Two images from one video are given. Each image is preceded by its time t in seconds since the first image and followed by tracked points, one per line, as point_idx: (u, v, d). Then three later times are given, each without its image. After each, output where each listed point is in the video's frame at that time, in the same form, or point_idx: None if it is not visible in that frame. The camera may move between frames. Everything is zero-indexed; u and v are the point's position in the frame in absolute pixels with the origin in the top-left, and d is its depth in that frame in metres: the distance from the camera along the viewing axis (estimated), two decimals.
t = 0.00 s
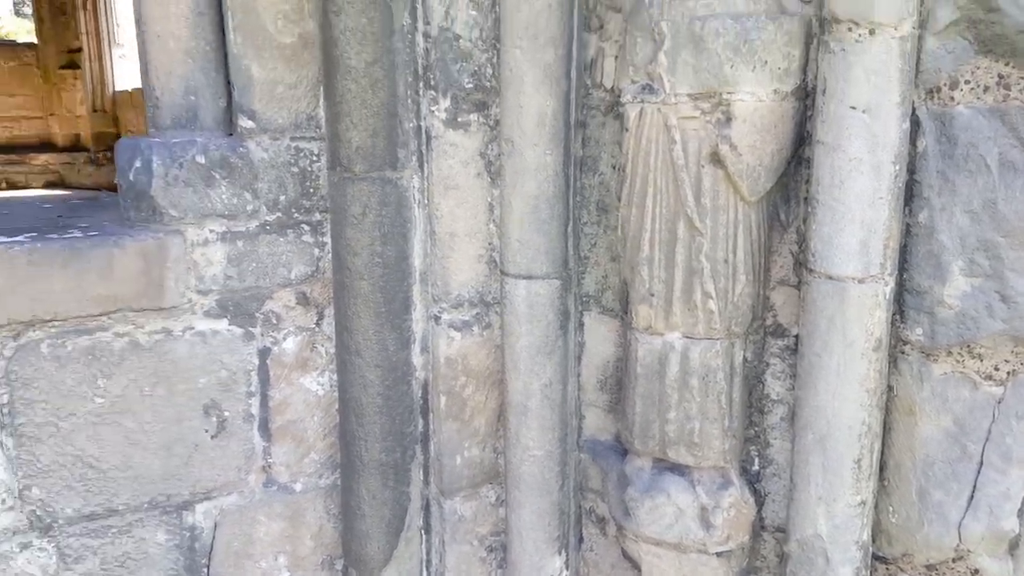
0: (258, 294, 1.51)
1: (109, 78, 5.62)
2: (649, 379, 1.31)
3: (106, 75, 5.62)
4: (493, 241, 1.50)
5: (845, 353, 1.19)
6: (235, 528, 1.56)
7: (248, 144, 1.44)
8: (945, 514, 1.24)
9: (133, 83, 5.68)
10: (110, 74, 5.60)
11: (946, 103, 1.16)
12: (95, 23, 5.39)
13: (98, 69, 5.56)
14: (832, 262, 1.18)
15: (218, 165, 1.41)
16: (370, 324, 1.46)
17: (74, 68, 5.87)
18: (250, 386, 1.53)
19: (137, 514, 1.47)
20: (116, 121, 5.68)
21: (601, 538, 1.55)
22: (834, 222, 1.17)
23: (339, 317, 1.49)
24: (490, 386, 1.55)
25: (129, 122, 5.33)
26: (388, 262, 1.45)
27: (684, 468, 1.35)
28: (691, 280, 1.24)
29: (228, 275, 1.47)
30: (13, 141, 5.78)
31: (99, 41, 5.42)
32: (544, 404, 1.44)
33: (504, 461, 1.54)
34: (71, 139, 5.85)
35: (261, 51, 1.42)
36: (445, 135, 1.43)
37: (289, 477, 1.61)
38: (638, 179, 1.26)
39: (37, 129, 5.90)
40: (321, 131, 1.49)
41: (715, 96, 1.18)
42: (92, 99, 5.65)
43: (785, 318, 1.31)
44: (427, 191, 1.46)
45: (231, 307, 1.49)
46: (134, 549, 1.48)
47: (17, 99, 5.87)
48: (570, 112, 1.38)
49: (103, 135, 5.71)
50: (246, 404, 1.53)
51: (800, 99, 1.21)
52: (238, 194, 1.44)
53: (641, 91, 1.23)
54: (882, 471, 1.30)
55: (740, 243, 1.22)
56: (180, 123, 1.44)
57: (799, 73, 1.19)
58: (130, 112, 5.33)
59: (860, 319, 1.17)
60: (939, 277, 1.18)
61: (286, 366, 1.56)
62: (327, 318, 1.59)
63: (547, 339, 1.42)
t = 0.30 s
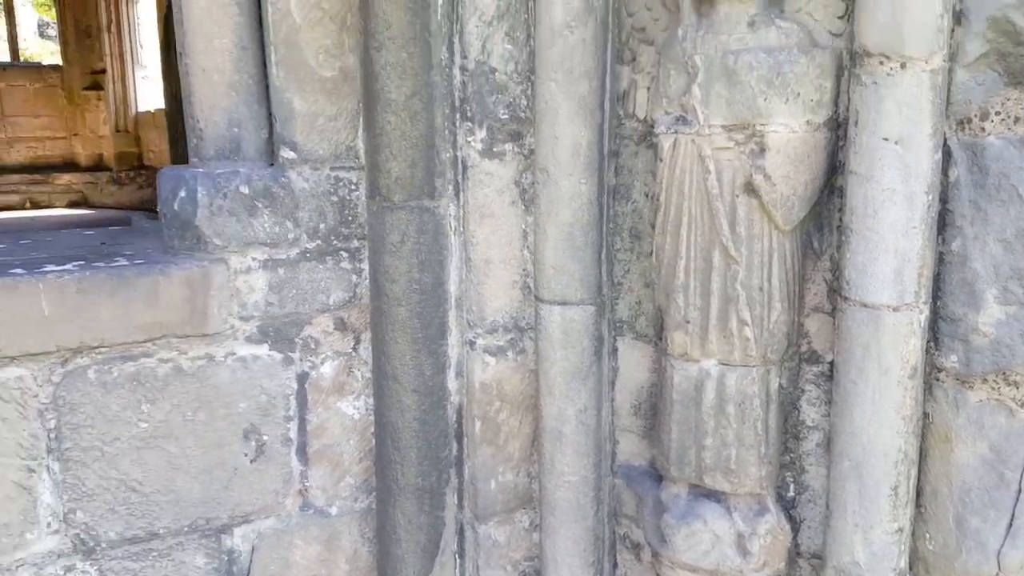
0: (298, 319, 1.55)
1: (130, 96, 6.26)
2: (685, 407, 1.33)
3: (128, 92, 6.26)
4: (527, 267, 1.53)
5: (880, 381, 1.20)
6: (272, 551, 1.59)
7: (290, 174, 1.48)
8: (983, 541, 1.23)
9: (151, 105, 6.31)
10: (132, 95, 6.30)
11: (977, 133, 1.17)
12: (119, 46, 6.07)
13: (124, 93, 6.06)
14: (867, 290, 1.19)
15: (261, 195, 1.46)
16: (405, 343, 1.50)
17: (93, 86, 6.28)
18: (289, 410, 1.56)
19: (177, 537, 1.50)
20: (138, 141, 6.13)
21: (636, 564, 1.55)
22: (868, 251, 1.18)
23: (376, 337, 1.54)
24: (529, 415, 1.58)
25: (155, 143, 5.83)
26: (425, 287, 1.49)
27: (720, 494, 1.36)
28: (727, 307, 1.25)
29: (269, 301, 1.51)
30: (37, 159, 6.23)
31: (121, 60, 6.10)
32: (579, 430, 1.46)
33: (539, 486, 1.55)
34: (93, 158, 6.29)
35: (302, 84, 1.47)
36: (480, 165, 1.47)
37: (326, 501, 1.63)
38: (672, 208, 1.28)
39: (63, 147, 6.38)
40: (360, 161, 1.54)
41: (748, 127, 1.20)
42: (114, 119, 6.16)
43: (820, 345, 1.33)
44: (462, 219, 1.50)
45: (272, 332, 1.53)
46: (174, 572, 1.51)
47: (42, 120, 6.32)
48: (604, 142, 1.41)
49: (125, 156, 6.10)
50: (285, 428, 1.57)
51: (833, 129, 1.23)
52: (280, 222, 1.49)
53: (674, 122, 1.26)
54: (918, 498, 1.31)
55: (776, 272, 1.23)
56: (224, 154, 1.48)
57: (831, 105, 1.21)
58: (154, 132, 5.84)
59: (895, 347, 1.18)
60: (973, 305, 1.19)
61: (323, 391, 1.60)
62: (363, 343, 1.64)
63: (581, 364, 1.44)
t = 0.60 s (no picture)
0: (338, 350, 1.59)
1: (158, 123, 6.51)
2: (722, 442, 1.34)
3: (155, 118, 6.50)
4: (561, 299, 1.55)
5: (918, 419, 1.21)
6: None
7: (334, 210, 1.55)
8: None
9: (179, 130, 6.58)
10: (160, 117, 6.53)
11: (1013, 174, 1.18)
12: (146, 73, 6.30)
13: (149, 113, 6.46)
14: (904, 328, 1.21)
15: (306, 230, 1.52)
16: (444, 378, 1.54)
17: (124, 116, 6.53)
18: (328, 439, 1.60)
19: (217, 563, 1.53)
20: (161, 167, 6.39)
21: None
22: (905, 290, 1.20)
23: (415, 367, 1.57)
24: (562, 442, 1.58)
25: (178, 168, 6.15)
26: (462, 319, 1.53)
27: (755, 529, 1.37)
28: (764, 344, 1.27)
29: (311, 332, 1.56)
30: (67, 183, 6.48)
31: (150, 88, 6.33)
32: (614, 463, 1.48)
33: (573, 519, 1.56)
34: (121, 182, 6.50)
35: (347, 122, 1.53)
36: (518, 201, 1.50)
37: (360, 529, 1.66)
38: (709, 245, 1.31)
39: (90, 172, 6.56)
40: (399, 197, 1.60)
41: (785, 167, 1.22)
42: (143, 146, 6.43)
43: (856, 382, 1.34)
44: (499, 252, 1.53)
45: (313, 362, 1.57)
46: None
47: (71, 146, 6.55)
48: (640, 179, 1.44)
49: (152, 182, 6.36)
50: (323, 456, 1.60)
51: (868, 168, 1.25)
52: (323, 256, 1.54)
53: (711, 162, 1.29)
54: (956, 536, 1.30)
55: (813, 309, 1.25)
56: (271, 190, 1.56)
57: (867, 145, 1.23)
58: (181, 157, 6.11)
59: (933, 386, 1.20)
60: (1010, 343, 1.20)
61: (361, 420, 1.63)
62: (400, 372, 1.67)
63: (617, 398, 1.46)
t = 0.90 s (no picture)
0: (374, 376, 1.62)
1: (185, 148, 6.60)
2: (755, 469, 1.36)
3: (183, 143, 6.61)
4: (594, 327, 1.58)
5: (952, 448, 1.22)
6: None
7: (372, 240, 1.60)
8: None
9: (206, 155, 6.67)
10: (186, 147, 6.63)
11: None
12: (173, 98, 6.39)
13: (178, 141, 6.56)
14: (937, 357, 1.22)
15: (345, 260, 1.57)
16: (477, 403, 1.55)
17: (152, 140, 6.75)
18: (364, 464, 1.63)
19: None
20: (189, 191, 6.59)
21: None
22: (938, 319, 1.21)
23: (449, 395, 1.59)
24: (596, 471, 1.61)
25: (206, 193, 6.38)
26: (495, 347, 1.54)
27: (789, 556, 1.40)
28: (798, 372, 1.29)
29: (349, 359, 1.59)
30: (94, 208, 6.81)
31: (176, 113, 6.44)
32: (647, 490, 1.49)
33: (608, 548, 1.55)
34: (149, 207, 6.79)
35: (384, 156, 1.59)
36: (551, 231, 1.54)
37: (395, 553, 1.68)
38: (742, 274, 1.32)
39: (118, 198, 6.87)
40: (434, 226, 1.65)
41: (817, 199, 1.25)
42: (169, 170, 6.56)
43: (889, 411, 1.34)
44: (533, 281, 1.55)
45: (350, 389, 1.61)
46: None
47: (99, 171, 6.85)
48: (672, 208, 1.46)
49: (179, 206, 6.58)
50: (359, 481, 1.63)
51: (898, 199, 1.27)
52: (361, 284, 1.59)
53: (743, 192, 1.31)
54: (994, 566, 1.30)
55: (845, 338, 1.27)
56: (311, 222, 1.63)
57: (898, 177, 1.26)
58: (203, 181, 6.39)
59: (967, 415, 1.20)
60: None
61: (396, 445, 1.66)
62: (434, 399, 1.70)
63: (650, 425, 1.48)
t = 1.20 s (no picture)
0: (401, 400, 1.66)
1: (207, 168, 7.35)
2: (779, 495, 1.38)
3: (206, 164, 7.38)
4: (619, 352, 1.59)
5: (975, 477, 1.23)
6: None
7: (400, 264, 1.64)
8: None
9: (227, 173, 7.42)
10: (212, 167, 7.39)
11: None
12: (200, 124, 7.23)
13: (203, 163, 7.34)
14: (960, 386, 1.23)
15: (374, 284, 1.61)
16: (503, 428, 1.58)
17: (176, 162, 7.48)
18: (390, 486, 1.66)
19: None
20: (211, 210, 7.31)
21: None
22: (960, 348, 1.23)
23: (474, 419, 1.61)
24: (619, 493, 1.61)
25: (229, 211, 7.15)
26: (521, 372, 1.58)
27: None
28: (821, 400, 1.31)
29: (377, 382, 1.63)
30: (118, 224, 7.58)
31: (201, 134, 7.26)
32: (671, 515, 1.51)
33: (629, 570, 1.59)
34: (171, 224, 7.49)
35: (415, 183, 1.63)
36: (576, 258, 1.56)
37: None
38: (766, 302, 1.35)
39: (140, 216, 7.64)
40: (461, 252, 1.69)
41: (840, 229, 1.27)
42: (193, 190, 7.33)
43: (912, 438, 1.36)
44: (558, 307, 1.58)
45: (378, 411, 1.64)
46: None
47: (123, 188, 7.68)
48: (697, 236, 1.49)
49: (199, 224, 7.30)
50: (385, 503, 1.65)
51: (920, 229, 1.29)
52: (389, 308, 1.62)
53: (767, 223, 1.33)
54: None
55: (869, 366, 1.29)
56: (343, 248, 1.67)
57: (919, 209, 1.28)
58: (225, 201, 7.11)
59: (990, 443, 1.22)
60: None
61: (422, 468, 1.69)
62: (459, 422, 1.73)
63: (674, 451, 1.50)
